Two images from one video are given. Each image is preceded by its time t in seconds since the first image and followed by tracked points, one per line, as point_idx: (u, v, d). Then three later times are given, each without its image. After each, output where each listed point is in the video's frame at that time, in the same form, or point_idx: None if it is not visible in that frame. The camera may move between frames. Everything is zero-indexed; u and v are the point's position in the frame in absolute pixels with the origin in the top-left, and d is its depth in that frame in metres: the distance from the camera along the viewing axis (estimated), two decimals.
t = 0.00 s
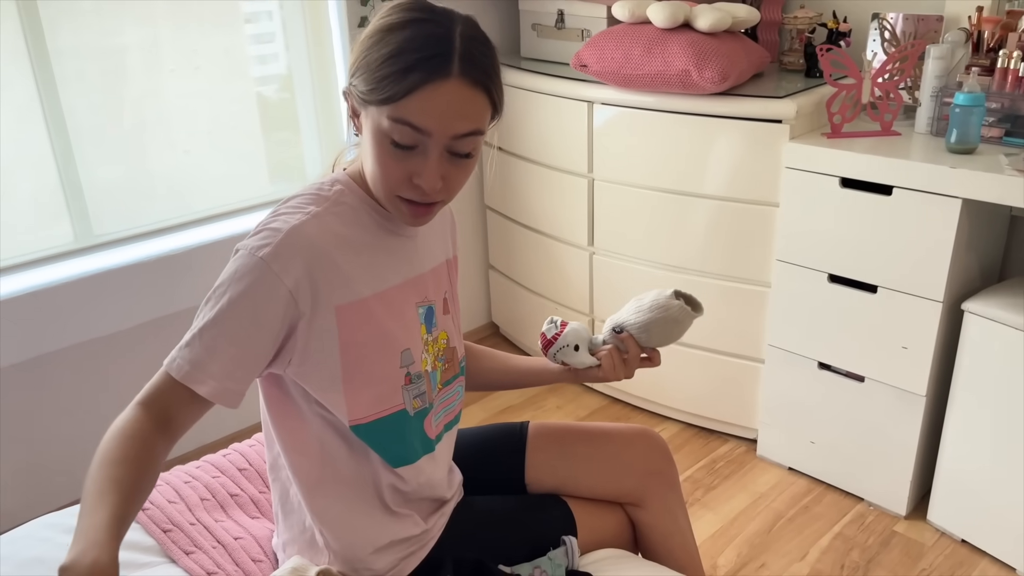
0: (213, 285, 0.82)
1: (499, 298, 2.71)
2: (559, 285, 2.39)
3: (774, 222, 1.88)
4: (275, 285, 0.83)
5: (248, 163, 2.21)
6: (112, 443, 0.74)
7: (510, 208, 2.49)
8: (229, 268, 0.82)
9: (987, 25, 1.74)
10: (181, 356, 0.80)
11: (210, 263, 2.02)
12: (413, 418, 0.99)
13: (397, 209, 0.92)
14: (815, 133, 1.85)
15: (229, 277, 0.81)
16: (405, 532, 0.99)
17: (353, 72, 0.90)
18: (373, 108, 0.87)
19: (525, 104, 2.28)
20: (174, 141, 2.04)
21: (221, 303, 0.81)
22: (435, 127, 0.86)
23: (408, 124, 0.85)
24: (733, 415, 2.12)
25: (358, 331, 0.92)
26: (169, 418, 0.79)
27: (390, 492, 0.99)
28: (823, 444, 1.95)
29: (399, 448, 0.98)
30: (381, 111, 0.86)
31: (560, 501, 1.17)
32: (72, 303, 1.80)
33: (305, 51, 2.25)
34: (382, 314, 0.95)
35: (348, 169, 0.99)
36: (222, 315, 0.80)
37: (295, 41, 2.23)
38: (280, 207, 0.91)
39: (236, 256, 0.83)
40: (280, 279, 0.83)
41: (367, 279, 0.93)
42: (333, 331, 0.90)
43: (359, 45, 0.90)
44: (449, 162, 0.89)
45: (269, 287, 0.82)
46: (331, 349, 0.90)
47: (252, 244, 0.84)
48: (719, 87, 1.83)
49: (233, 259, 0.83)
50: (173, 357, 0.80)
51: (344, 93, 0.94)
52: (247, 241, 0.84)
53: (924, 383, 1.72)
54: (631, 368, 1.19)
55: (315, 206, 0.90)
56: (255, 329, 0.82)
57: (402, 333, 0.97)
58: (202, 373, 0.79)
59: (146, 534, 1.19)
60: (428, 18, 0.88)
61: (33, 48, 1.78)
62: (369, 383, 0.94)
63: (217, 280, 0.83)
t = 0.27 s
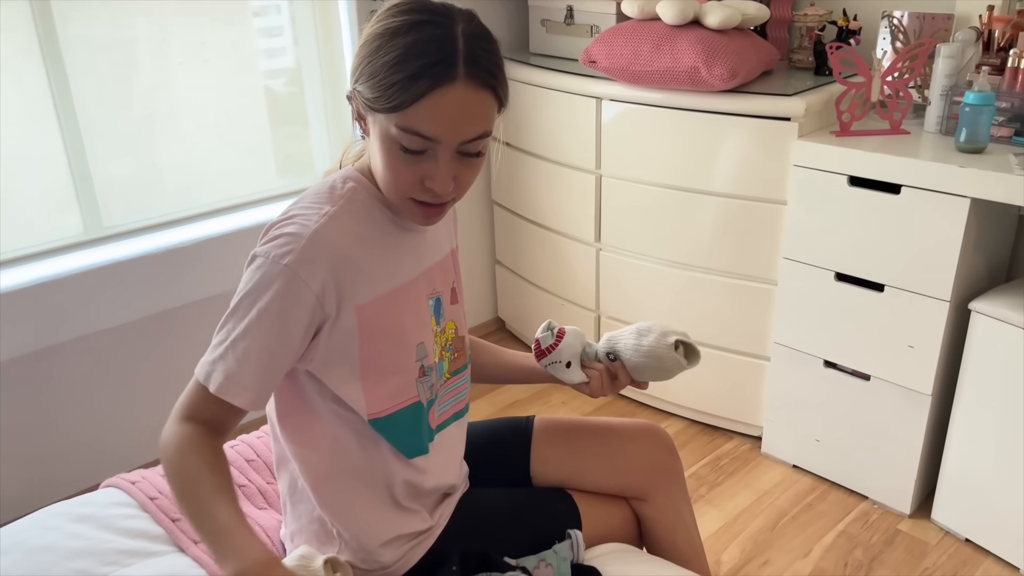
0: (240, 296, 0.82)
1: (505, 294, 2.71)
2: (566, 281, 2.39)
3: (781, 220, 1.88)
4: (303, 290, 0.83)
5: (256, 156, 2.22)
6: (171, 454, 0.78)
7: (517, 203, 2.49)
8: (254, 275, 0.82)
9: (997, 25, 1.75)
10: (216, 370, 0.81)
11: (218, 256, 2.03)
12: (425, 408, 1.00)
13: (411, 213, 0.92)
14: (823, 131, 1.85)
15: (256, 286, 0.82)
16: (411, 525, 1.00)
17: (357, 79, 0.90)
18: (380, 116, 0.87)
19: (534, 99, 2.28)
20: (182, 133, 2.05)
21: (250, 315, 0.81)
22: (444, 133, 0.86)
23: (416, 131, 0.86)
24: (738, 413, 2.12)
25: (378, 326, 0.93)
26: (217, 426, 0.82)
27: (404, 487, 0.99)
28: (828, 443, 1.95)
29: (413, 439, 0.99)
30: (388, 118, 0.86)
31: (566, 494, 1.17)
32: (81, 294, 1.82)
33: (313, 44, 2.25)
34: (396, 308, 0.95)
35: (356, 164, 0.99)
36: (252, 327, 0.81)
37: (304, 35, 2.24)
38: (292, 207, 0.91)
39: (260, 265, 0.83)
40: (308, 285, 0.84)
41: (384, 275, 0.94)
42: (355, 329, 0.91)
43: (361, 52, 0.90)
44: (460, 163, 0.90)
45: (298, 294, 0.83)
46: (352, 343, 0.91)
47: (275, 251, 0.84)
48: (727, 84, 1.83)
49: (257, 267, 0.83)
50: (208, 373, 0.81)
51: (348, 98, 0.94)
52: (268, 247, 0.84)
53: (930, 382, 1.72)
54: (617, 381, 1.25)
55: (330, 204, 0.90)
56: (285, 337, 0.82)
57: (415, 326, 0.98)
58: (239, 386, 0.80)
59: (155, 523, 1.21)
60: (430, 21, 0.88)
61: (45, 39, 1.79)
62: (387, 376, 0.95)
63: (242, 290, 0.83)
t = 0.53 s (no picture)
0: (286, 279, 0.80)
1: (513, 282, 2.71)
2: (574, 269, 2.39)
3: (792, 207, 1.87)
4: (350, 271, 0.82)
5: (263, 143, 2.22)
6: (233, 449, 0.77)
7: (526, 191, 2.48)
8: (300, 260, 0.80)
9: (1012, 12, 1.73)
10: (269, 362, 0.78)
11: (226, 241, 2.03)
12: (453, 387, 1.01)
13: (433, 190, 0.93)
14: (835, 118, 1.83)
15: (304, 270, 0.80)
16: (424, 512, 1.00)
17: (373, 56, 0.89)
18: (399, 91, 0.86)
19: (543, 86, 2.27)
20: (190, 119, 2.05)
21: (301, 301, 0.79)
22: (465, 106, 0.86)
23: (438, 106, 0.85)
24: (746, 401, 2.12)
25: (413, 305, 0.92)
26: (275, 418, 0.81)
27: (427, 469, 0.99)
28: (836, 432, 1.94)
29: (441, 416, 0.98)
30: (408, 94, 0.86)
31: (575, 479, 1.17)
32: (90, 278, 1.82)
33: (321, 32, 2.24)
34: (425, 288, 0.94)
35: (370, 143, 0.98)
36: (304, 312, 0.79)
37: (312, 21, 2.23)
38: (317, 189, 0.89)
39: (301, 248, 0.81)
40: (352, 265, 0.83)
41: (415, 253, 0.93)
42: (393, 309, 0.90)
43: (375, 27, 0.89)
44: (480, 135, 0.90)
45: (344, 274, 0.82)
46: (388, 323, 0.90)
47: (314, 233, 0.82)
48: (739, 71, 1.82)
49: (299, 250, 0.81)
50: (260, 366, 0.78)
51: (361, 76, 0.93)
52: (304, 230, 0.82)
53: (940, 371, 1.71)
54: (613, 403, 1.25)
55: (359, 185, 0.89)
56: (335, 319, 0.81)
57: (442, 304, 0.98)
58: (296, 372, 0.79)
59: (165, 503, 1.20)
60: None
61: (54, 23, 1.78)
62: (422, 355, 0.95)
63: (284, 274, 0.81)
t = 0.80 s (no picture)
0: (277, 259, 0.82)
1: (515, 277, 2.71)
2: (577, 265, 2.39)
3: (794, 204, 1.87)
4: (341, 257, 0.83)
5: (266, 137, 2.22)
6: (195, 415, 0.78)
7: (529, 187, 2.48)
8: (292, 241, 0.82)
9: (1016, 10, 1.72)
10: (249, 336, 0.81)
11: (230, 234, 2.04)
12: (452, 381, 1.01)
13: (443, 186, 0.92)
14: (839, 115, 1.83)
15: (294, 252, 0.82)
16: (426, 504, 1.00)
17: (390, 52, 0.89)
18: (416, 88, 0.86)
19: (546, 81, 2.27)
20: (193, 113, 2.05)
21: (288, 280, 0.81)
22: (480, 105, 0.85)
23: (453, 103, 0.85)
24: (748, 398, 2.12)
25: (411, 298, 0.93)
26: (245, 389, 0.83)
27: (425, 463, 1.00)
28: (837, 429, 1.95)
29: (440, 410, 0.98)
30: (423, 91, 0.86)
31: (577, 474, 1.17)
32: (92, 270, 1.82)
33: (325, 26, 2.24)
34: (426, 281, 0.95)
35: (381, 136, 0.99)
36: (289, 293, 0.81)
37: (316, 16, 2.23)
38: (325, 177, 0.91)
39: (297, 230, 0.83)
40: (345, 252, 0.84)
41: (417, 247, 0.94)
42: (389, 300, 0.90)
43: (394, 24, 0.89)
44: (494, 134, 0.89)
45: (336, 261, 0.83)
46: (384, 314, 0.91)
47: (312, 217, 0.84)
48: (743, 67, 1.82)
49: (294, 233, 0.83)
50: (241, 338, 0.81)
51: (377, 71, 0.93)
52: (303, 214, 0.84)
53: (942, 369, 1.71)
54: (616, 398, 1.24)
55: (364, 175, 0.91)
56: (322, 304, 0.83)
57: (444, 299, 0.98)
58: (274, 352, 0.81)
59: (167, 495, 1.21)
60: None
61: (58, 15, 1.78)
62: (419, 348, 0.95)
63: (277, 254, 0.83)
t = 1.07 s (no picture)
0: (259, 242, 0.83)
1: (514, 275, 2.72)
2: (576, 263, 2.39)
3: (793, 204, 1.88)
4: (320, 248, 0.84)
5: (267, 134, 2.22)
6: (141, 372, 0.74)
7: (529, 185, 2.49)
8: (274, 227, 0.83)
9: (1016, 11, 1.72)
10: (217, 309, 0.80)
11: (230, 231, 2.04)
12: (443, 381, 1.01)
13: (442, 194, 0.93)
14: (838, 115, 1.84)
15: (273, 237, 0.83)
16: (421, 496, 1.01)
17: (406, 63, 0.89)
18: (427, 105, 0.87)
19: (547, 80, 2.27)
20: (194, 110, 2.05)
21: (262, 261, 0.81)
22: (490, 130, 0.86)
23: (462, 126, 0.86)
24: (746, 397, 2.13)
25: (396, 296, 0.93)
26: (196, 364, 0.79)
27: (415, 456, 1.01)
28: (835, 428, 1.95)
29: (431, 409, 0.99)
30: (435, 109, 0.86)
31: (574, 471, 1.17)
32: (92, 267, 1.83)
33: (326, 23, 2.25)
34: (415, 280, 0.95)
35: (386, 138, 1.00)
36: (262, 274, 0.81)
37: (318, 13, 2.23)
38: (322, 172, 0.93)
39: (283, 218, 0.84)
40: (323, 243, 0.85)
41: (406, 247, 0.94)
42: (371, 296, 0.91)
43: (412, 34, 0.89)
44: (499, 156, 0.90)
45: (314, 250, 0.84)
46: (368, 310, 0.91)
47: (299, 207, 0.85)
48: (742, 67, 1.82)
49: (279, 220, 0.84)
50: (208, 310, 0.81)
51: (390, 77, 0.93)
52: (292, 203, 0.86)
53: (939, 369, 1.72)
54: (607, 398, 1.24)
55: (358, 172, 0.92)
56: (297, 291, 0.83)
57: (435, 300, 0.98)
58: (239, 329, 0.80)
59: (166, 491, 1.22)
60: (484, 14, 0.87)
61: (60, 12, 1.79)
62: (404, 347, 0.95)
63: (260, 238, 0.84)
